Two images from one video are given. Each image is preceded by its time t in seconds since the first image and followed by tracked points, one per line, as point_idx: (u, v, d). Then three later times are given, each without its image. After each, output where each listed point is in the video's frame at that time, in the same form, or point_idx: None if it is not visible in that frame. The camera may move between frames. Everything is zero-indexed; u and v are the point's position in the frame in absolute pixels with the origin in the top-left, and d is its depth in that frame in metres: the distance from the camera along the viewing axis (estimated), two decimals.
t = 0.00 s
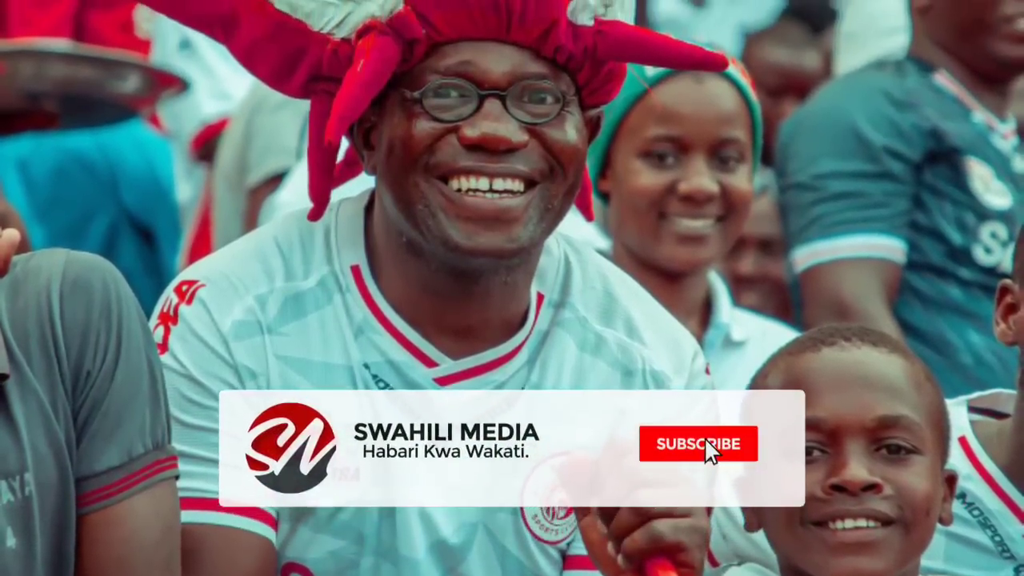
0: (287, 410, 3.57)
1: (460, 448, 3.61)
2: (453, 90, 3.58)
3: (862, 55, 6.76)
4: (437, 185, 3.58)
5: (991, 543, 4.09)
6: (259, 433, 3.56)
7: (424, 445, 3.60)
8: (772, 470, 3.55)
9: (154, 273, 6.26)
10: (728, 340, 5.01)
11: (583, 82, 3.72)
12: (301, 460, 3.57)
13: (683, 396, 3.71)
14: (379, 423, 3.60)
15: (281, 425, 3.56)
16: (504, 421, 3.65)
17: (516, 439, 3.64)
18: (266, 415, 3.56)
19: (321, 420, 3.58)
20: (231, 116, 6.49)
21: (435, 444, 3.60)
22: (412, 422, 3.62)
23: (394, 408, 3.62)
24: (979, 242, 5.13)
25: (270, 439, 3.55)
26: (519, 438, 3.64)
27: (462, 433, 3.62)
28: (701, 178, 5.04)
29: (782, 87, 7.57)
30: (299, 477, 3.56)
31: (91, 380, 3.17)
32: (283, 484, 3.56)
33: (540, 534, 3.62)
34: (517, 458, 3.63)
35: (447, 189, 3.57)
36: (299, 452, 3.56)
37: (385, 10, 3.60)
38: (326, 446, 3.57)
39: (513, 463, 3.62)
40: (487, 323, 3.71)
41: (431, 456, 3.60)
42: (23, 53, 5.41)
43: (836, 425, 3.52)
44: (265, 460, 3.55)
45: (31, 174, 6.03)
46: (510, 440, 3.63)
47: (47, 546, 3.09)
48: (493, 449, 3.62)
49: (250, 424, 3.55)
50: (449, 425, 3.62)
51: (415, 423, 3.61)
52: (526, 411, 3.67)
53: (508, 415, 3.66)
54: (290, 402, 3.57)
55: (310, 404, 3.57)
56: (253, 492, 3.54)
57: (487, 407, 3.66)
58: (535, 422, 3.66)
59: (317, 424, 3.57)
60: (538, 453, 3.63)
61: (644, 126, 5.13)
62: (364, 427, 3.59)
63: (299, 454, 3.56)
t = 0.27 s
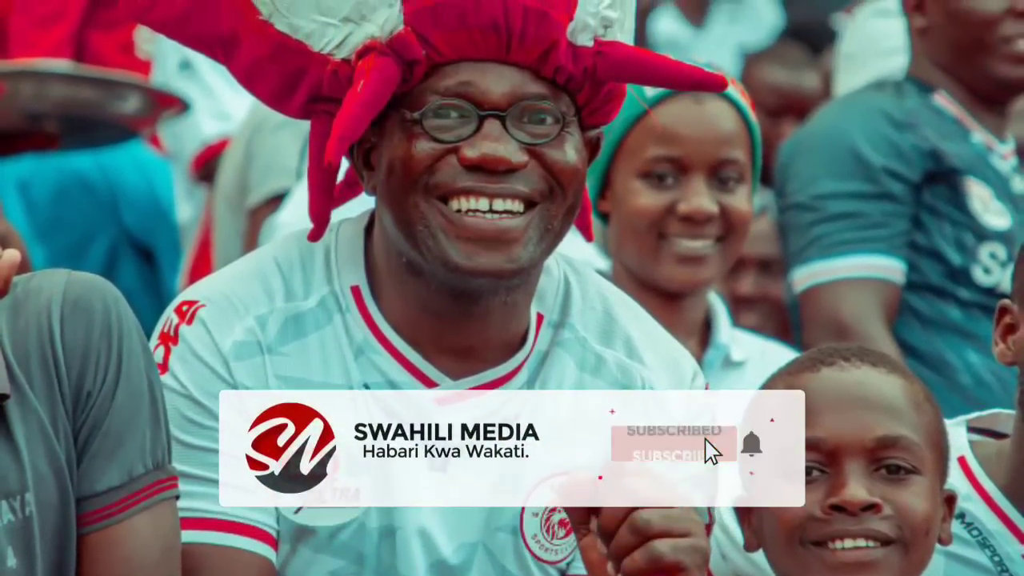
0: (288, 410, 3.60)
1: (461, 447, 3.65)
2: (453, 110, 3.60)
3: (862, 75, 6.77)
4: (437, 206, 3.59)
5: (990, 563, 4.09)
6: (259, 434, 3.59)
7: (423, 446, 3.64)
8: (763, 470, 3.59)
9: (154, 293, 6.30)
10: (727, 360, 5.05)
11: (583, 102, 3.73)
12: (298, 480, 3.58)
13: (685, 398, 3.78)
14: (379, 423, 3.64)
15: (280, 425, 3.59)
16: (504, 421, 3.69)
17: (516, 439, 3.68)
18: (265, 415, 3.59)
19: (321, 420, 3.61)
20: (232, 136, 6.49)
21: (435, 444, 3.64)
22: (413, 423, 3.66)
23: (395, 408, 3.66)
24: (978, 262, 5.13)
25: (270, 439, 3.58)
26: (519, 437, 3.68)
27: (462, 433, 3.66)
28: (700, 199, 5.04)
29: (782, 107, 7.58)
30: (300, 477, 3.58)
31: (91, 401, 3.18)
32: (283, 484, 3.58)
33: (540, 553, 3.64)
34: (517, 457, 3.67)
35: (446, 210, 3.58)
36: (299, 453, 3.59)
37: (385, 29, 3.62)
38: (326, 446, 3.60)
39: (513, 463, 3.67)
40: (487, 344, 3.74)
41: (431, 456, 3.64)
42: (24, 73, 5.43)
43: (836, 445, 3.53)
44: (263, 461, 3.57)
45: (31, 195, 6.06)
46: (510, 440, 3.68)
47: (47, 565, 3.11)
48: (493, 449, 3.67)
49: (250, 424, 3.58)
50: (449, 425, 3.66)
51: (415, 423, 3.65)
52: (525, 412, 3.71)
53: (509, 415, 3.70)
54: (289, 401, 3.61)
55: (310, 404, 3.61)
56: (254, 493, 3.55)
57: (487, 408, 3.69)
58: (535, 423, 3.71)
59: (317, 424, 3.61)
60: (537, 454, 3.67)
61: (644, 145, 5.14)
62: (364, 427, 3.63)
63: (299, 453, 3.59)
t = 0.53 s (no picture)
0: (287, 410, 3.61)
1: (460, 447, 3.65)
2: (453, 131, 3.60)
3: (861, 97, 6.78)
4: (437, 227, 3.60)
5: None
6: (260, 434, 3.60)
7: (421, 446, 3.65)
8: (766, 472, 3.60)
9: (155, 313, 6.28)
10: (727, 378, 5.04)
11: (583, 122, 3.74)
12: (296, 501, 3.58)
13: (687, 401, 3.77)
14: (379, 423, 3.64)
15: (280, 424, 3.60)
16: (505, 421, 3.69)
17: (517, 439, 3.67)
18: (265, 415, 3.60)
19: (321, 420, 3.62)
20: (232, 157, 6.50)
21: (435, 444, 3.65)
22: (413, 423, 3.67)
23: (394, 409, 3.67)
24: (976, 282, 5.12)
25: (270, 439, 3.59)
26: (519, 437, 3.68)
27: (462, 433, 3.67)
28: (700, 219, 5.06)
29: (782, 129, 7.58)
30: (300, 477, 3.59)
31: (92, 421, 3.20)
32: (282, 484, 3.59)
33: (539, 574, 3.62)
34: (517, 457, 3.66)
35: (446, 231, 3.60)
36: (299, 453, 3.59)
37: (385, 50, 3.62)
38: (326, 446, 3.60)
39: (512, 463, 3.65)
40: (487, 363, 3.76)
41: (431, 456, 3.65)
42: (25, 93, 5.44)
43: (835, 465, 3.54)
44: (264, 460, 3.58)
45: (31, 216, 6.05)
46: (511, 439, 3.67)
47: None
48: (493, 449, 3.66)
49: (251, 424, 3.60)
50: (449, 426, 3.67)
51: (415, 424, 3.67)
52: (525, 412, 3.71)
53: (510, 416, 3.70)
54: (291, 402, 3.61)
55: (311, 405, 3.62)
56: (256, 494, 3.57)
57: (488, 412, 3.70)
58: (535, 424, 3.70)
59: (317, 424, 3.61)
60: (537, 454, 3.66)
61: (643, 166, 5.15)
62: (364, 427, 3.64)
63: (299, 454, 3.59)
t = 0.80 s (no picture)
0: (287, 410, 3.65)
1: (461, 447, 3.71)
2: (453, 151, 3.62)
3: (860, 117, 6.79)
4: (436, 247, 3.61)
5: None
6: (259, 434, 3.64)
7: (422, 445, 3.69)
8: (765, 473, 3.64)
9: (155, 334, 6.28)
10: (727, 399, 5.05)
11: (583, 143, 3.75)
12: (296, 521, 3.60)
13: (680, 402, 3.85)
14: (379, 423, 3.69)
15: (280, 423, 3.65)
16: (504, 421, 3.75)
17: (516, 439, 3.74)
18: (264, 416, 3.64)
19: (321, 421, 3.66)
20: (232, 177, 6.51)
21: (435, 444, 3.70)
22: (412, 423, 3.71)
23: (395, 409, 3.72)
24: (975, 302, 5.14)
25: (270, 440, 3.63)
26: (519, 437, 3.74)
27: (462, 433, 3.72)
28: (700, 239, 5.07)
29: (781, 148, 7.59)
30: (300, 477, 3.62)
31: (92, 441, 3.21)
32: (283, 485, 3.62)
33: None
34: (517, 457, 3.73)
35: (446, 251, 3.60)
36: (298, 453, 3.64)
37: (385, 71, 3.63)
38: (326, 446, 3.64)
39: (513, 463, 3.72)
40: (486, 384, 3.77)
41: (431, 456, 3.69)
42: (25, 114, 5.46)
43: (834, 484, 3.55)
44: (264, 459, 3.63)
45: (32, 236, 6.10)
46: (511, 440, 3.73)
47: None
48: (493, 449, 3.72)
49: (250, 425, 3.64)
50: (449, 426, 3.72)
51: (416, 424, 3.71)
52: (525, 412, 3.78)
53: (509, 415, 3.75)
54: (290, 402, 3.65)
55: (309, 405, 3.66)
56: (255, 493, 3.61)
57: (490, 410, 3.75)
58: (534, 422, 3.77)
59: (317, 424, 3.65)
60: (538, 453, 3.73)
61: (643, 187, 5.16)
62: (364, 427, 3.68)
63: (299, 454, 3.64)
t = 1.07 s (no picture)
0: (287, 411, 3.68)
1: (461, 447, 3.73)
2: (453, 172, 3.63)
3: (858, 138, 6.81)
4: (437, 267, 3.62)
5: None
6: (259, 434, 3.67)
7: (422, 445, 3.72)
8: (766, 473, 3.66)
9: (155, 354, 6.30)
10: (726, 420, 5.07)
11: (583, 163, 3.76)
12: (296, 541, 3.62)
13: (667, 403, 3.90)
14: (378, 423, 3.72)
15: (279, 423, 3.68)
16: (505, 421, 3.77)
17: (516, 439, 3.77)
18: (264, 416, 3.67)
19: (321, 421, 3.69)
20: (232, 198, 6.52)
21: (435, 444, 3.72)
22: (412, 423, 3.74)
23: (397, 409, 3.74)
24: (975, 322, 5.15)
25: (270, 440, 3.66)
26: (519, 437, 3.77)
27: (462, 433, 3.74)
28: (699, 259, 5.08)
29: (780, 169, 7.61)
30: (300, 477, 3.65)
31: (93, 461, 3.23)
32: (283, 484, 3.65)
33: None
34: (517, 457, 3.76)
35: (446, 271, 3.62)
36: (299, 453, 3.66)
37: (385, 91, 3.64)
38: (326, 446, 3.67)
39: (513, 463, 3.75)
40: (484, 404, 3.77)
41: (431, 456, 3.72)
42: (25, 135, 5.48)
43: (834, 504, 3.56)
44: (264, 459, 3.65)
45: (33, 256, 6.11)
46: (511, 440, 3.76)
47: None
48: (494, 449, 3.74)
49: (250, 425, 3.66)
50: (450, 426, 3.74)
51: (416, 424, 3.74)
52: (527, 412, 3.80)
53: (511, 415, 3.78)
54: (291, 402, 3.69)
55: (309, 405, 3.69)
56: (254, 492, 3.63)
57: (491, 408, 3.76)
58: (535, 421, 3.80)
59: (317, 424, 3.69)
60: (537, 453, 3.76)
61: (642, 207, 5.17)
62: (364, 427, 3.71)
63: (299, 454, 3.66)
